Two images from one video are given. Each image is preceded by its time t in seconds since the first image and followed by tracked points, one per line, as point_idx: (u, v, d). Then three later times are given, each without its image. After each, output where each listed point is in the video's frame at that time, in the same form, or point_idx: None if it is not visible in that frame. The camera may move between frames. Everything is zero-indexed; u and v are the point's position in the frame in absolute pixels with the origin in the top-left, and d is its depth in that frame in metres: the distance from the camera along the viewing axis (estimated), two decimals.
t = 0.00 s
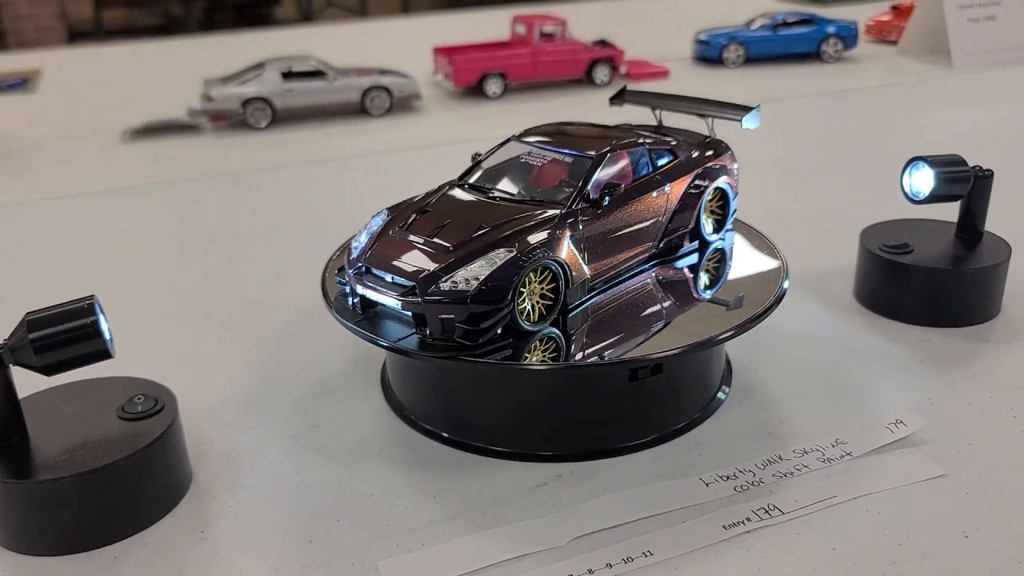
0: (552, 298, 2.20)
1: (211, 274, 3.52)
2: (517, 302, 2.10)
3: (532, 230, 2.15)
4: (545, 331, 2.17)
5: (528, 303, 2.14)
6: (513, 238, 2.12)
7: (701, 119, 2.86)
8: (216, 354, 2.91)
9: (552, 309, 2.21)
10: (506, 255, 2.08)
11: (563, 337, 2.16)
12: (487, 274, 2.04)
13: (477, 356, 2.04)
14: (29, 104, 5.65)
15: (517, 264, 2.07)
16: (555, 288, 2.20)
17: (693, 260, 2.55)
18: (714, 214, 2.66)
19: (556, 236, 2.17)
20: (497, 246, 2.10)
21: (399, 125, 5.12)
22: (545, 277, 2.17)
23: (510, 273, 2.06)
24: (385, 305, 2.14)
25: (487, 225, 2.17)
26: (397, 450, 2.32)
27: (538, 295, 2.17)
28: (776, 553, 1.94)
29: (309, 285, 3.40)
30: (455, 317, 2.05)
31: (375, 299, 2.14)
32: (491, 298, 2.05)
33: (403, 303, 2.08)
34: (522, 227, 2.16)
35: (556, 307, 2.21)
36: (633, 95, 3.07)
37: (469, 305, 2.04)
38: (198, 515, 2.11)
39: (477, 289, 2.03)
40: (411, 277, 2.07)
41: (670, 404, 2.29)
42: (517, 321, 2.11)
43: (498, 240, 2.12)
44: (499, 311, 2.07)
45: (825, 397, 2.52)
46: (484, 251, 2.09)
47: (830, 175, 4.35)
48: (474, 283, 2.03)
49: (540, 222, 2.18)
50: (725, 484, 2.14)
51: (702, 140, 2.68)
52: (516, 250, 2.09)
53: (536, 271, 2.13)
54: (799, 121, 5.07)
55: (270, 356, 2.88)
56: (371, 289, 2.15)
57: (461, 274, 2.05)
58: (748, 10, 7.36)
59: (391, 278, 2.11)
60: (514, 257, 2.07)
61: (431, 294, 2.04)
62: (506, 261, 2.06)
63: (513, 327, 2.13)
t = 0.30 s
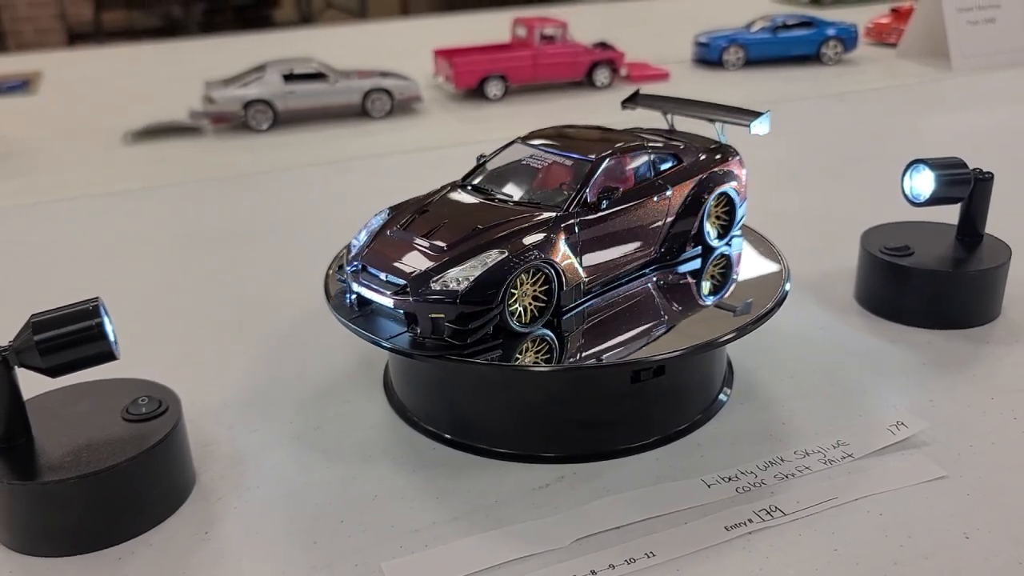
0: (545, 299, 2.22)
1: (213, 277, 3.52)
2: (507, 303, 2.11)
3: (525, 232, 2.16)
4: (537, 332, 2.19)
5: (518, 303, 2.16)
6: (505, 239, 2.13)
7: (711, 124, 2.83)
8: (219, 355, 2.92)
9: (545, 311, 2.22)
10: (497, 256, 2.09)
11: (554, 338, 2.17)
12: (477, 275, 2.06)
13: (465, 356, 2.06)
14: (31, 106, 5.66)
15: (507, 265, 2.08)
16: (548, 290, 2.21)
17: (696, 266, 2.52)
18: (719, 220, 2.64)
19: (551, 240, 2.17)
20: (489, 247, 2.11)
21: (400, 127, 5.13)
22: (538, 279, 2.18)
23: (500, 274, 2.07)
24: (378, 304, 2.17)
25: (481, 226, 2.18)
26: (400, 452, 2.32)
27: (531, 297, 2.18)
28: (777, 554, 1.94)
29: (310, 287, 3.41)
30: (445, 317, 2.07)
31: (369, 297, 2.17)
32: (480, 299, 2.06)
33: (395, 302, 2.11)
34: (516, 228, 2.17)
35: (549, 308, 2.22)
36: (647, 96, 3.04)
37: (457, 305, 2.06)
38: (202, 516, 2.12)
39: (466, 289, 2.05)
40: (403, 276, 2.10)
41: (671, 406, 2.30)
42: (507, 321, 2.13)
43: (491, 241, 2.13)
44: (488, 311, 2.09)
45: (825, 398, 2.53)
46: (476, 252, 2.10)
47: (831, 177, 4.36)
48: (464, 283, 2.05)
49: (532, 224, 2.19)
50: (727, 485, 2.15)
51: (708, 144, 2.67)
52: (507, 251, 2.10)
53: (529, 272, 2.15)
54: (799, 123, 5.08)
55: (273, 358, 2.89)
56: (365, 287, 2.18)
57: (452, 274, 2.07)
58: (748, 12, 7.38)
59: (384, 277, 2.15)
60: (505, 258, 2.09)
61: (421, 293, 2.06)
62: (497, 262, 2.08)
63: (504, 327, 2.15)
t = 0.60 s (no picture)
0: (537, 302, 2.24)
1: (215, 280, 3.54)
2: (498, 304, 2.14)
3: (518, 235, 2.18)
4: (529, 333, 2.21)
5: (509, 306, 2.19)
6: (498, 242, 2.16)
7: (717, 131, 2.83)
8: (221, 358, 2.94)
9: (537, 313, 2.24)
10: (488, 258, 2.11)
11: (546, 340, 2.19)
12: (467, 276, 2.08)
13: (454, 356, 2.09)
14: (32, 109, 5.68)
15: (498, 267, 2.10)
16: (541, 293, 2.23)
17: (697, 271, 2.52)
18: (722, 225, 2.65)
19: (542, 247, 2.18)
20: (482, 249, 2.14)
21: (400, 131, 5.15)
22: (531, 282, 2.20)
23: (490, 276, 2.09)
24: (373, 303, 2.21)
25: (476, 228, 2.21)
26: (402, 453, 2.34)
27: (522, 299, 2.21)
28: (776, 554, 1.96)
29: (312, 290, 3.44)
30: (435, 317, 2.10)
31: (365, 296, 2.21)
32: (470, 300, 2.09)
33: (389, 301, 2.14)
34: (509, 231, 2.20)
35: (541, 311, 2.24)
36: (656, 102, 3.04)
37: (447, 305, 2.08)
38: (207, 517, 2.14)
39: (456, 290, 2.07)
40: (396, 276, 2.13)
41: (670, 408, 2.32)
42: (498, 323, 2.15)
43: (485, 243, 2.16)
44: (478, 312, 2.11)
45: (824, 400, 2.55)
46: (469, 253, 2.13)
47: (829, 180, 4.39)
48: (455, 284, 2.07)
49: (525, 227, 2.21)
50: (726, 486, 2.17)
51: (711, 150, 2.68)
52: (498, 254, 2.12)
53: (521, 275, 2.17)
54: (797, 125, 5.10)
55: (276, 360, 2.91)
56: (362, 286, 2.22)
57: (443, 274, 2.09)
58: (746, 16, 7.41)
59: (380, 276, 2.18)
60: (496, 261, 2.11)
61: (413, 292, 2.09)
62: (488, 264, 2.10)
63: (494, 329, 2.17)
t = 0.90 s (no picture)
0: (530, 305, 2.25)
1: (216, 284, 3.55)
2: (488, 306, 2.16)
3: (512, 238, 2.20)
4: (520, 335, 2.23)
5: (501, 308, 2.20)
6: (490, 244, 2.17)
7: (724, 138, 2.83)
8: (223, 361, 2.95)
9: (530, 316, 2.26)
10: (479, 261, 2.13)
11: (538, 344, 2.21)
12: (457, 278, 2.10)
13: (443, 358, 2.12)
14: (32, 113, 5.69)
15: (488, 270, 2.12)
16: (533, 296, 2.25)
17: (696, 277, 2.52)
18: (726, 232, 2.63)
19: (535, 251, 2.19)
20: (473, 251, 2.15)
21: (400, 134, 5.16)
22: (523, 285, 2.22)
23: (481, 277, 2.11)
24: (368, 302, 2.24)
25: (470, 231, 2.23)
26: (403, 456, 2.36)
27: (514, 301, 2.22)
28: (775, 556, 1.98)
29: (312, 293, 3.45)
30: (426, 318, 2.13)
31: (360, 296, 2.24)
32: (459, 302, 2.11)
33: (382, 301, 2.18)
34: (502, 234, 2.21)
35: (533, 314, 2.26)
36: (664, 108, 3.05)
37: (437, 307, 2.11)
38: (210, 519, 2.15)
39: (446, 292, 2.10)
40: (389, 277, 2.16)
41: (669, 410, 2.33)
42: (488, 324, 2.17)
43: (477, 246, 2.17)
44: (467, 313, 2.14)
45: (822, 402, 2.57)
46: (461, 255, 2.15)
47: (827, 184, 4.40)
48: (444, 285, 2.10)
49: (519, 230, 2.23)
50: (726, 488, 2.18)
51: (716, 156, 2.67)
52: (489, 256, 2.14)
53: (513, 278, 2.18)
54: (796, 127, 5.12)
55: (276, 364, 2.92)
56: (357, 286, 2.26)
57: (434, 276, 2.12)
58: (745, 20, 7.44)
59: (373, 277, 2.21)
60: (487, 263, 2.12)
61: (404, 293, 2.12)
62: (478, 267, 2.11)
63: (485, 331, 2.19)
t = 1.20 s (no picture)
0: (523, 311, 2.27)
1: (218, 290, 3.56)
2: (481, 311, 2.19)
3: (507, 244, 2.22)
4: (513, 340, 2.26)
5: (494, 313, 2.23)
6: (484, 250, 2.19)
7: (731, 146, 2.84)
8: (225, 366, 2.96)
9: (523, 322, 2.28)
10: (473, 266, 2.15)
11: (532, 348, 2.23)
12: (450, 283, 2.13)
13: (436, 362, 2.14)
14: (33, 117, 5.70)
15: (481, 276, 2.14)
16: (527, 302, 2.27)
17: (697, 285, 2.52)
18: (728, 241, 2.62)
19: (530, 258, 2.21)
20: (468, 257, 2.18)
21: (401, 139, 5.18)
22: (517, 291, 2.24)
23: (474, 283, 2.14)
24: (364, 305, 2.26)
25: (466, 237, 2.25)
26: (406, 461, 2.36)
27: (508, 307, 2.25)
28: (777, 561, 1.99)
29: (314, 298, 3.46)
30: (419, 322, 2.15)
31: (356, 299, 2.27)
32: (452, 306, 2.14)
33: (377, 304, 2.20)
34: (498, 239, 2.23)
35: (527, 320, 2.28)
36: (674, 116, 3.06)
37: (430, 311, 2.13)
38: (214, 524, 2.16)
39: (439, 297, 2.12)
40: (384, 280, 2.19)
41: (670, 416, 2.34)
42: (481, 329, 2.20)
43: (472, 251, 2.19)
44: (460, 318, 2.16)
45: (823, 408, 2.58)
46: (455, 260, 2.17)
47: (826, 189, 4.42)
48: (437, 290, 2.12)
49: (515, 237, 2.25)
50: (728, 493, 2.19)
51: (721, 164, 2.67)
52: (483, 262, 2.16)
53: (507, 284, 2.21)
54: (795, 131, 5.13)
55: (279, 369, 2.93)
56: (354, 289, 2.28)
57: (428, 279, 2.14)
58: (744, 25, 7.46)
59: (370, 280, 2.24)
60: (481, 269, 2.15)
61: (398, 296, 2.15)
62: (471, 273, 2.14)
63: (479, 336, 2.22)
